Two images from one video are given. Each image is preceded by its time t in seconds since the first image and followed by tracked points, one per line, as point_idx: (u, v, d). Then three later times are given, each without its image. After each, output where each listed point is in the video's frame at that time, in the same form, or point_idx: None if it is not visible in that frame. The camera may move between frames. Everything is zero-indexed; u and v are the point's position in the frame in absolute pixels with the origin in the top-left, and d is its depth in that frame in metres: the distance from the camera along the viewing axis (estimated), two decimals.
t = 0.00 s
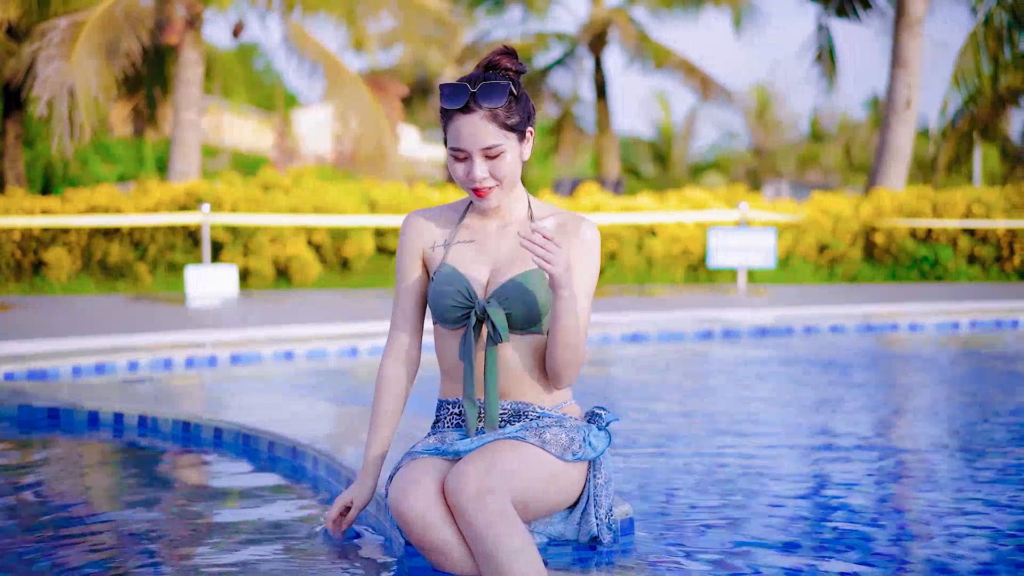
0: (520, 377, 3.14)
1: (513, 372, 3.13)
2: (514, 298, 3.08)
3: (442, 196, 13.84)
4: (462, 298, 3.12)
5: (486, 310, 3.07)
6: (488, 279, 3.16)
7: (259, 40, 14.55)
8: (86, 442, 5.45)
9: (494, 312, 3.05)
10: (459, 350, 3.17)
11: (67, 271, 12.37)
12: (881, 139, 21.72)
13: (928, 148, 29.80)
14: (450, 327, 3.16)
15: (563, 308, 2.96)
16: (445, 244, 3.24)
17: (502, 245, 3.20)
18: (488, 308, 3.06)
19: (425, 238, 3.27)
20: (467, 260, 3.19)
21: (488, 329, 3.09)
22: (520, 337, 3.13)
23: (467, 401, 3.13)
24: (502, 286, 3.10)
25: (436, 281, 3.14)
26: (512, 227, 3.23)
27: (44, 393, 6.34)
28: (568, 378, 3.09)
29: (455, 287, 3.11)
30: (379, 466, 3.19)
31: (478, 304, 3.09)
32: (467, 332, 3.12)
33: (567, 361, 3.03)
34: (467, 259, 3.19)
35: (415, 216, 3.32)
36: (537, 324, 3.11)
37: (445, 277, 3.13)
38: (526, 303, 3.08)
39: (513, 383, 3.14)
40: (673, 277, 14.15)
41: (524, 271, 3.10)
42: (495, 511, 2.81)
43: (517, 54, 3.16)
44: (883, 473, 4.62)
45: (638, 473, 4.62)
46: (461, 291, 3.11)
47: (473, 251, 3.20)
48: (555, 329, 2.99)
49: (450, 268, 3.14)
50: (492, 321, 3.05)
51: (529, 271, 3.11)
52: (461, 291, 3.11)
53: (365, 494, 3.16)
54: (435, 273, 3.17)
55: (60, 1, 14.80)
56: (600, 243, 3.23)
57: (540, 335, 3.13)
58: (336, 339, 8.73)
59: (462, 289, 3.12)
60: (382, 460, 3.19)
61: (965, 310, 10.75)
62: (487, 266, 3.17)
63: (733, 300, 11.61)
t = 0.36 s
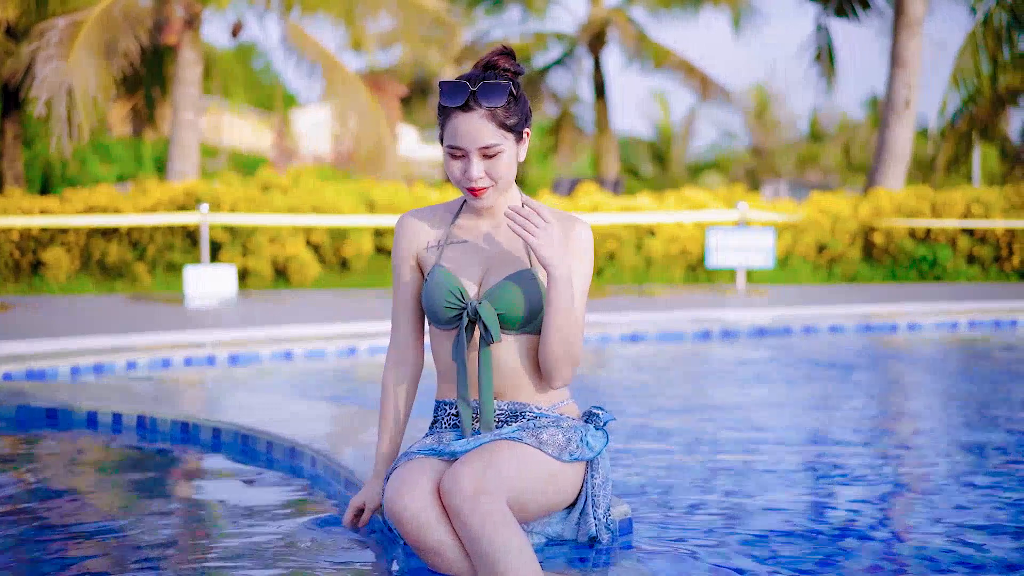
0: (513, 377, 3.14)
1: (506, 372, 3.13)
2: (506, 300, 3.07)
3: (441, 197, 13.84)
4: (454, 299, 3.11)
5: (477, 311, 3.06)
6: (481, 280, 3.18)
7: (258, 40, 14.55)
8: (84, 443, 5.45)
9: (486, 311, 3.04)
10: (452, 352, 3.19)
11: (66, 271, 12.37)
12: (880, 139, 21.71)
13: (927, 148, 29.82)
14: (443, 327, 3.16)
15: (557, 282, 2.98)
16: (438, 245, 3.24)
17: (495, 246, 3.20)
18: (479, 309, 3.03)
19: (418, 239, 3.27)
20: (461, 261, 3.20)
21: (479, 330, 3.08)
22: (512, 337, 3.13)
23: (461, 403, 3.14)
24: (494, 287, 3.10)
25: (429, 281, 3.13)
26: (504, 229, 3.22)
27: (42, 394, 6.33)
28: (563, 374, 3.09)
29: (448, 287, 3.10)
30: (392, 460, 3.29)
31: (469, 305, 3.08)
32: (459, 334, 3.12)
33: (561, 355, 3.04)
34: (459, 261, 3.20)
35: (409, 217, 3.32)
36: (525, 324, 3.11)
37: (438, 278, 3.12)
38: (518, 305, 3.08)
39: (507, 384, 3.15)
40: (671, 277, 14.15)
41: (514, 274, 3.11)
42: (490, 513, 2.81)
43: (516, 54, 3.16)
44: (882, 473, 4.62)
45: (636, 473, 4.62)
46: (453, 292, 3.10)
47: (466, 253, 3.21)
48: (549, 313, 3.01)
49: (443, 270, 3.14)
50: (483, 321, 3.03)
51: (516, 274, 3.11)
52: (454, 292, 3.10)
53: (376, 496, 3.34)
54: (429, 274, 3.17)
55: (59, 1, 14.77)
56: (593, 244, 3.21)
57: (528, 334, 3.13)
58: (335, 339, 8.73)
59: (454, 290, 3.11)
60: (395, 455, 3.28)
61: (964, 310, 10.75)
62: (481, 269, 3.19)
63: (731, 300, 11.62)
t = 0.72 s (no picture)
0: (509, 378, 3.14)
1: (500, 372, 3.13)
2: (500, 301, 3.07)
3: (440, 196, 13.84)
4: (447, 300, 3.11)
5: (471, 311, 3.06)
6: (476, 280, 3.17)
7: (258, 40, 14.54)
8: (83, 443, 5.44)
9: (479, 312, 3.04)
10: (447, 353, 3.19)
11: (65, 271, 12.37)
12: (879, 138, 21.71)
13: (926, 148, 29.86)
14: (438, 327, 3.16)
15: (549, 281, 3.00)
16: (433, 246, 3.24)
17: (488, 246, 3.20)
18: (473, 309, 3.04)
19: (413, 239, 3.27)
20: (455, 262, 3.19)
21: (474, 331, 3.08)
22: (507, 338, 3.13)
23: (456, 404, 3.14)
24: (489, 287, 3.10)
25: (425, 281, 3.14)
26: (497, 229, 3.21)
27: (40, 394, 6.33)
28: (558, 373, 3.09)
29: (443, 288, 3.10)
30: (390, 458, 3.29)
31: (464, 306, 3.08)
32: (453, 334, 3.12)
33: (554, 355, 3.04)
34: (453, 261, 3.20)
35: (404, 216, 3.32)
36: (518, 325, 3.11)
37: (433, 278, 3.12)
38: (513, 304, 3.08)
39: (501, 385, 3.15)
40: (670, 277, 14.16)
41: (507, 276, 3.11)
42: (489, 514, 2.81)
43: (514, 56, 3.16)
44: (881, 473, 4.63)
45: (635, 472, 4.63)
46: (447, 292, 3.10)
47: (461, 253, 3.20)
48: (542, 312, 3.01)
49: (439, 270, 3.14)
50: (477, 321, 3.04)
51: (509, 275, 3.11)
52: (449, 292, 3.10)
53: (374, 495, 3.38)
54: (423, 275, 3.17)
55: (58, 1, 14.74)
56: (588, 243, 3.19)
57: (522, 334, 3.14)
58: (334, 339, 8.73)
59: (448, 291, 3.11)
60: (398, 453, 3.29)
61: (963, 310, 10.75)
62: (474, 268, 3.18)
63: (729, 300, 11.63)
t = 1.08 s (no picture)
0: (506, 379, 3.14)
1: (498, 373, 3.13)
2: (497, 302, 3.07)
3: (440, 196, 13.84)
4: (443, 301, 3.11)
5: (468, 312, 3.05)
6: (472, 281, 3.16)
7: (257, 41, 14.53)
8: (82, 444, 5.44)
9: (476, 313, 3.04)
10: (445, 354, 3.19)
11: (64, 271, 12.37)
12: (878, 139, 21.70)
13: (924, 148, 29.88)
14: (435, 328, 3.16)
15: (544, 281, 3.00)
16: (429, 246, 3.23)
17: (484, 247, 3.19)
18: (470, 309, 3.04)
19: (410, 238, 3.27)
20: (452, 262, 3.19)
21: (471, 332, 3.08)
22: (505, 338, 3.13)
23: (453, 405, 3.13)
24: (485, 288, 3.10)
25: (421, 281, 3.14)
26: (494, 230, 3.20)
27: (39, 394, 6.32)
28: (555, 374, 3.09)
29: (439, 288, 3.10)
30: (390, 460, 3.29)
31: (460, 307, 3.08)
32: (450, 335, 3.12)
33: (549, 355, 3.03)
34: (450, 261, 3.19)
35: (400, 216, 3.32)
36: (514, 325, 3.12)
37: (429, 279, 3.12)
38: (509, 305, 3.09)
39: (499, 387, 3.15)
40: (669, 277, 14.17)
41: (503, 277, 3.11)
42: (488, 515, 2.81)
43: (515, 57, 3.16)
44: (881, 473, 4.62)
45: (634, 473, 4.63)
46: (444, 293, 3.10)
47: (457, 254, 3.20)
48: (538, 313, 3.01)
49: (435, 271, 3.14)
50: (473, 322, 3.03)
51: (506, 276, 3.11)
52: (445, 293, 3.10)
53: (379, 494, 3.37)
54: (420, 275, 3.17)
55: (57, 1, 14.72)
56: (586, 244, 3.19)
57: (518, 334, 3.14)
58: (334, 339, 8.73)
59: (444, 292, 3.11)
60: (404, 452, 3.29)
61: (962, 310, 10.76)
62: (471, 269, 3.18)
63: (728, 300, 11.64)
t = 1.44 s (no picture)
0: (504, 380, 3.14)
1: (496, 373, 3.13)
2: (495, 302, 3.06)
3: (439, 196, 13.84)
4: (441, 301, 3.10)
5: (465, 312, 3.05)
6: (468, 281, 3.15)
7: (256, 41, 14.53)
8: (82, 445, 5.43)
9: (474, 313, 3.03)
10: (442, 355, 3.19)
11: (63, 272, 12.37)
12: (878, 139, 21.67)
13: (923, 148, 29.90)
14: (433, 329, 3.15)
15: (540, 282, 2.99)
16: (426, 247, 3.23)
17: (481, 247, 3.18)
18: (467, 309, 3.02)
19: (406, 240, 3.26)
20: (448, 263, 3.18)
21: (468, 331, 3.07)
22: (503, 338, 3.12)
23: (451, 406, 3.13)
24: (483, 288, 3.09)
25: (418, 282, 3.13)
26: (491, 231, 3.19)
27: (39, 395, 6.32)
28: (554, 374, 3.09)
29: (436, 289, 3.09)
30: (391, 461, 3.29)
31: (457, 307, 3.07)
32: (448, 335, 3.12)
33: (547, 354, 3.03)
34: (447, 263, 3.18)
35: (396, 217, 3.31)
36: (512, 324, 3.11)
37: (426, 279, 3.11)
38: (508, 305, 3.08)
39: (497, 388, 3.15)
40: (668, 277, 14.18)
41: (501, 276, 3.10)
42: (488, 516, 2.81)
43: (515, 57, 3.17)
44: (880, 474, 4.62)
45: (634, 474, 4.62)
46: (441, 293, 3.09)
47: (453, 254, 3.19)
48: (534, 314, 3.01)
49: (431, 271, 3.13)
50: (471, 321, 3.03)
51: (503, 275, 3.10)
52: (443, 294, 3.09)
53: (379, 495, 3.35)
54: (416, 276, 3.16)
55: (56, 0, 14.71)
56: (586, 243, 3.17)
57: (517, 334, 3.13)
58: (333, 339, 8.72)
59: (441, 292, 3.10)
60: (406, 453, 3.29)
61: (962, 311, 10.76)
62: (467, 268, 3.16)
63: (727, 300, 11.65)
